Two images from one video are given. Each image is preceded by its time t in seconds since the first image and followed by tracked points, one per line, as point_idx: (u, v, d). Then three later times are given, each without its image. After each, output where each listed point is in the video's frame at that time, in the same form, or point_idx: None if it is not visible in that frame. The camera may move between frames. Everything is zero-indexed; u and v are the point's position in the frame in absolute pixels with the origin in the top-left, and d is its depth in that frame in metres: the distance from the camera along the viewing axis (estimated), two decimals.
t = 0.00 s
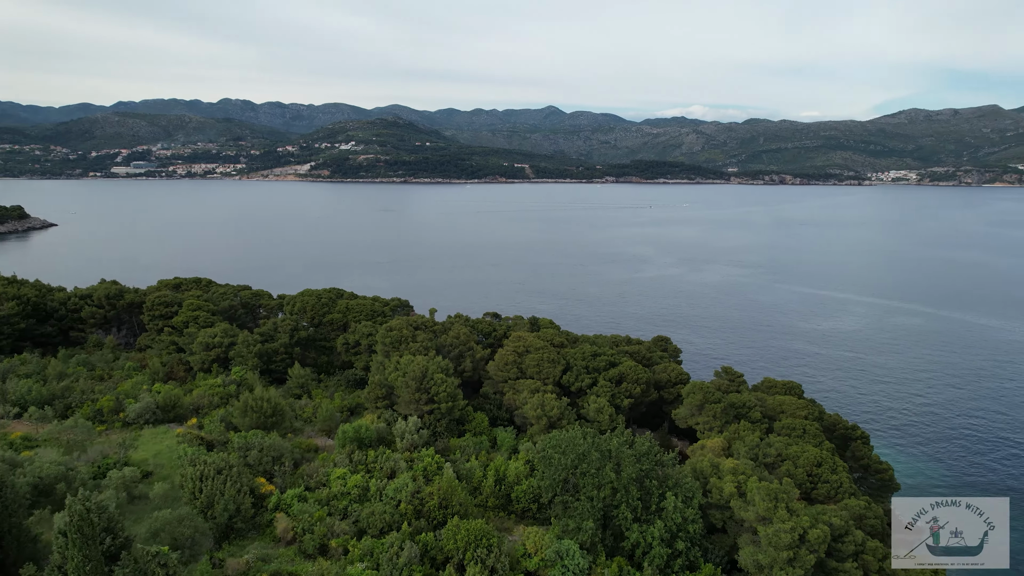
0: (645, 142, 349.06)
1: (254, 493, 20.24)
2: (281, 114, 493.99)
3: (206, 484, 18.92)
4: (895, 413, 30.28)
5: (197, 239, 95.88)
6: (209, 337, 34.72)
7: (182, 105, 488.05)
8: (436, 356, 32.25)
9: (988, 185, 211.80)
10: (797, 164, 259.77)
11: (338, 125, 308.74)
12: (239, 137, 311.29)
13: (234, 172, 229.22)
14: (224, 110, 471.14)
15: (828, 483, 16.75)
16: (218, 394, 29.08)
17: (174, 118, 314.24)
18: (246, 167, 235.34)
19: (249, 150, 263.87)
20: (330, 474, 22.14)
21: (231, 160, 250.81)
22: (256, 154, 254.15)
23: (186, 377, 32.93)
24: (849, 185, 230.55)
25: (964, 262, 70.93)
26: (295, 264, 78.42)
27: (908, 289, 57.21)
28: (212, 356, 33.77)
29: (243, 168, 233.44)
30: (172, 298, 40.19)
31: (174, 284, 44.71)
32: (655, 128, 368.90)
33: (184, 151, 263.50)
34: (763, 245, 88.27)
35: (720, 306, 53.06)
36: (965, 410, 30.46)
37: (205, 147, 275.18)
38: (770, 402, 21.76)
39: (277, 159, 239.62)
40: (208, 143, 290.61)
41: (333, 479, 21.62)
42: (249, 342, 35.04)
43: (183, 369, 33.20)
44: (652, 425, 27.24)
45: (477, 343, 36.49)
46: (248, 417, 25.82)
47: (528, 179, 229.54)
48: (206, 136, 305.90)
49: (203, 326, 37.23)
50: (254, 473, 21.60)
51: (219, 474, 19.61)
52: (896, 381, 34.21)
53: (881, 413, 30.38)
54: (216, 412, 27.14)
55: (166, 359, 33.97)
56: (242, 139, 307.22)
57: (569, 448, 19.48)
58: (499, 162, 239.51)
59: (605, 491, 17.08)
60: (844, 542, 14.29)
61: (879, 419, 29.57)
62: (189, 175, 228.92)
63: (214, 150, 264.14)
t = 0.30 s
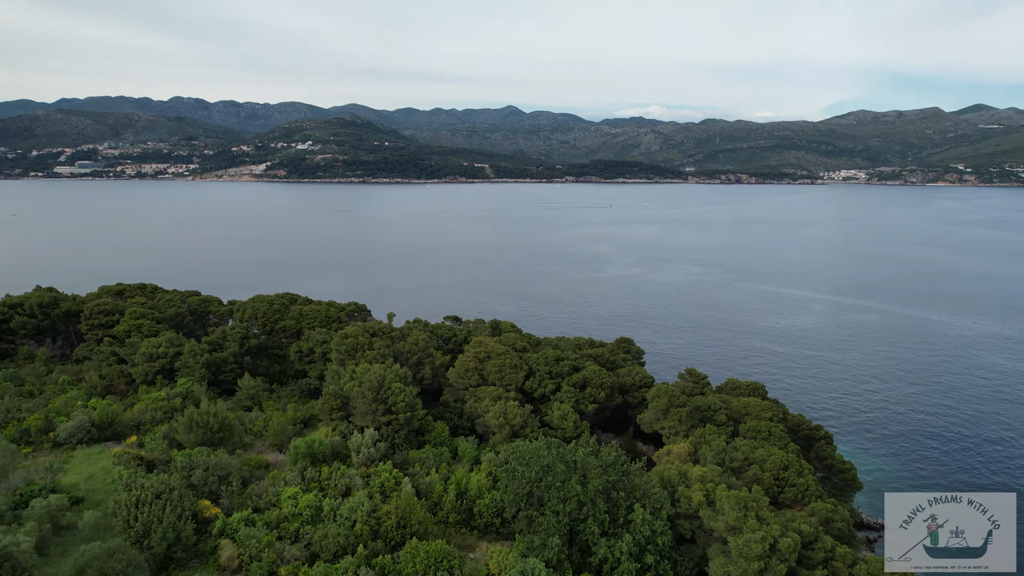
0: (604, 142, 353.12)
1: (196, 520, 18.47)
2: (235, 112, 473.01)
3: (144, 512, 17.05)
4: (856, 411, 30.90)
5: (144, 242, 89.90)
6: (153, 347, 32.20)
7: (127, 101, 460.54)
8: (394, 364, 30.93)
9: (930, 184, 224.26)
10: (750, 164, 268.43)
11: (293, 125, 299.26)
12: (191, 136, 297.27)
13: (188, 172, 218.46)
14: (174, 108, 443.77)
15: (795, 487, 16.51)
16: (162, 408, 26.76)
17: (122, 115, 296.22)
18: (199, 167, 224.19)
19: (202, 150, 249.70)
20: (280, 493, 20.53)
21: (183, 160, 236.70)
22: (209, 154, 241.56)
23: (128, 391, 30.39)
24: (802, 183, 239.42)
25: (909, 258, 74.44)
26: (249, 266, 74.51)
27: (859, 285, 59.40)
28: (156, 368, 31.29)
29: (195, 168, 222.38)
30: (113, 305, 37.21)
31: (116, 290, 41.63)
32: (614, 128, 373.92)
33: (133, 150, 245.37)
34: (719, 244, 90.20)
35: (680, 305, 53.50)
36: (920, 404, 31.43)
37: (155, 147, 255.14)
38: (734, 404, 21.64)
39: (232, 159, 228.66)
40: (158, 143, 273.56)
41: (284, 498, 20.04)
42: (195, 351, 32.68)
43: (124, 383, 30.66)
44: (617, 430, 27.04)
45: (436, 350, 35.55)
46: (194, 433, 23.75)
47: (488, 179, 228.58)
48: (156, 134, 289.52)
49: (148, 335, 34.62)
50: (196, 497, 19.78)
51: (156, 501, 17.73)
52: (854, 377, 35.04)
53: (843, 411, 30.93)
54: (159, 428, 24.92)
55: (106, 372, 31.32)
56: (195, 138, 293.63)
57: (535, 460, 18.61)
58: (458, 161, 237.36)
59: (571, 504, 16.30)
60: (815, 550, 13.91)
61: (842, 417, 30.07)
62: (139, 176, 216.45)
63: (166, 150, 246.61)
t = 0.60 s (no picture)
0: (562, 142, 355.70)
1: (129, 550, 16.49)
2: (185, 112, 449.99)
3: (66, 545, 15.03)
4: (815, 409, 31.45)
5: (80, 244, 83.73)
6: (86, 360, 29.50)
7: (65, 99, 431.44)
8: (349, 374, 29.48)
9: (875, 184, 236.17)
10: (703, 163, 276.03)
11: (246, 124, 287.60)
12: (139, 135, 281.08)
13: (137, 172, 206.19)
14: (120, 105, 412.06)
15: (761, 491, 16.25)
16: (94, 425, 24.33)
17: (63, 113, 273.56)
18: (147, 167, 211.67)
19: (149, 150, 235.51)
20: (224, 517, 18.80)
21: (130, 160, 221.42)
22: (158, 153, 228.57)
23: (57, 408, 27.68)
24: (753, 182, 247.95)
25: (855, 255, 77.71)
26: (197, 269, 70.37)
27: (810, 283, 61.36)
28: (89, 383, 28.61)
29: (143, 168, 209.97)
30: (42, 313, 34.09)
31: (46, 298, 38.27)
32: (571, 129, 377.51)
33: (73, 148, 229.66)
34: (676, 242, 92.02)
35: (640, 304, 53.86)
36: (875, 400, 32.26)
37: (97, 145, 237.69)
38: (698, 407, 21.52)
39: (183, 159, 216.84)
40: (103, 142, 256.68)
41: (229, 522, 18.34)
42: (135, 362, 30.18)
43: (52, 399, 27.89)
44: (580, 435, 26.72)
45: (392, 358, 34.21)
46: (129, 453, 21.55)
47: (446, 179, 226.30)
48: (101, 132, 271.51)
49: (80, 346, 31.75)
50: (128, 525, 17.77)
51: (82, 532, 15.76)
52: (812, 375, 35.73)
53: (803, 409, 31.39)
54: (90, 448, 22.59)
55: (31, 387, 28.42)
56: (143, 138, 277.19)
57: (499, 472, 17.72)
58: (416, 161, 233.91)
59: (535, 519, 15.49)
60: (784, 558, 13.55)
61: (803, 415, 30.47)
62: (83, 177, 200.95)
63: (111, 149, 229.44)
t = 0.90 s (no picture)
0: (518, 142, 356.20)
1: None
2: (127, 109, 423.58)
3: None
4: (773, 408, 32.15)
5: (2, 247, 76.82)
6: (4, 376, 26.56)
7: None
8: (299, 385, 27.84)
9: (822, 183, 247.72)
10: (656, 163, 282.31)
11: (192, 123, 273.72)
12: (78, 133, 262.68)
13: (77, 172, 192.62)
14: (58, 99, 379.54)
15: (724, 496, 15.97)
16: (13, 447, 21.71)
17: None
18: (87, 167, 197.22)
19: (88, 148, 220.66)
20: (157, 546, 16.93)
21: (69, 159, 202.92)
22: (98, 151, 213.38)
23: None
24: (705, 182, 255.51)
25: (804, 252, 80.65)
26: (140, 274, 65.81)
27: (763, 280, 63.04)
28: (8, 401, 25.70)
29: (83, 167, 195.29)
30: None
31: None
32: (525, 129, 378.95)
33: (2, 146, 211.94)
34: (632, 241, 93.34)
35: (599, 304, 53.95)
36: (830, 397, 33.19)
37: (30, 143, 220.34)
38: (660, 411, 21.35)
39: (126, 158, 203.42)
40: (37, 140, 238.17)
41: (164, 552, 16.50)
42: (63, 378, 27.45)
43: None
44: (541, 442, 26.32)
45: (344, 367, 32.64)
46: (52, 479, 19.16)
47: (402, 179, 222.42)
48: (36, 130, 251.57)
49: None
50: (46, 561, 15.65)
51: None
52: (769, 374, 36.36)
53: (764, 410, 31.80)
54: (7, 475, 20.08)
55: None
56: (83, 135, 258.52)
57: (459, 486, 16.70)
58: (371, 160, 228.81)
59: (495, 537, 14.57)
60: (751, 567, 13.18)
61: (765, 417, 30.84)
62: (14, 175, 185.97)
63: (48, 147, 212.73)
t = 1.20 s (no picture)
0: (473, 141, 353.86)
1: None
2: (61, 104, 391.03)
3: None
4: (730, 407, 32.68)
5: None
6: None
7: None
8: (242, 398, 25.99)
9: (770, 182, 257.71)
10: (610, 163, 286.54)
11: (130, 121, 257.39)
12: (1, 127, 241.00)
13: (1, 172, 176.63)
14: None
15: (686, 502, 15.69)
16: None
17: None
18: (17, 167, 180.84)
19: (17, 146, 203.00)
20: None
21: None
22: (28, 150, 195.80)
23: None
24: (657, 181, 261.29)
25: (754, 250, 83.26)
26: (74, 281, 60.63)
27: (715, 279, 64.46)
28: None
29: (11, 167, 179.32)
30: None
31: None
32: (479, 128, 377.05)
33: None
34: (588, 241, 93.93)
35: (556, 305, 53.51)
36: (783, 395, 33.98)
37: None
38: (619, 415, 21.04)
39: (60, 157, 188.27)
40: None
41: None
42: None
43: None
44: (499, 450, 25.65)
45: (291, 378, 30.80)
46: None
47: (355, 179, 216.48)
48: None
49: None
50: None
51: None
52: (725, 373, 36.91)
53: (721, 412, 32.18)
54: None
55: None
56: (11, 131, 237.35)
57: (415, 505, 15.61)
58: (322, 160, 221.56)
59: (452, 559, 13.63)
60: None
61: (722, 418, 31.18)
62: None
63: None
